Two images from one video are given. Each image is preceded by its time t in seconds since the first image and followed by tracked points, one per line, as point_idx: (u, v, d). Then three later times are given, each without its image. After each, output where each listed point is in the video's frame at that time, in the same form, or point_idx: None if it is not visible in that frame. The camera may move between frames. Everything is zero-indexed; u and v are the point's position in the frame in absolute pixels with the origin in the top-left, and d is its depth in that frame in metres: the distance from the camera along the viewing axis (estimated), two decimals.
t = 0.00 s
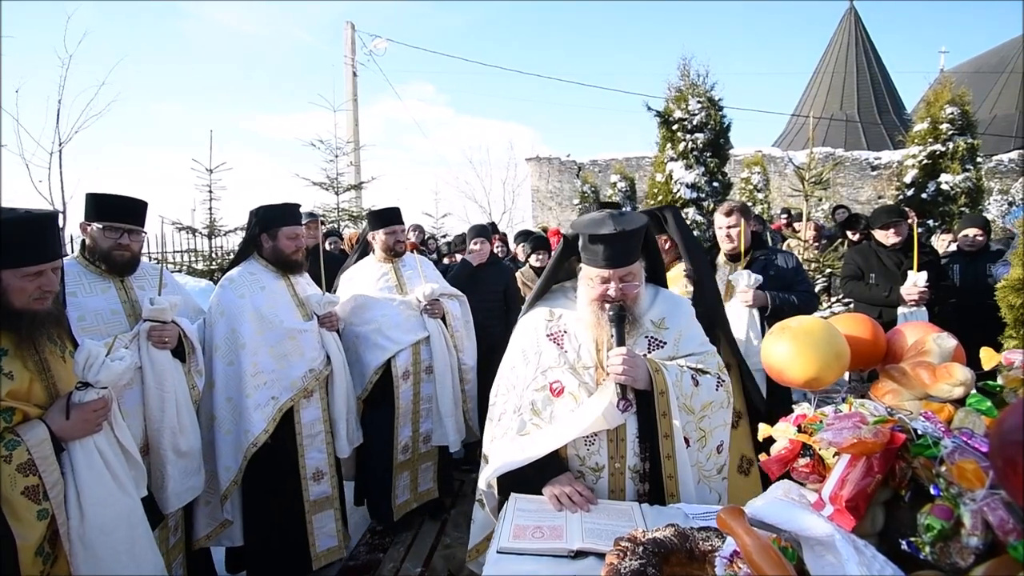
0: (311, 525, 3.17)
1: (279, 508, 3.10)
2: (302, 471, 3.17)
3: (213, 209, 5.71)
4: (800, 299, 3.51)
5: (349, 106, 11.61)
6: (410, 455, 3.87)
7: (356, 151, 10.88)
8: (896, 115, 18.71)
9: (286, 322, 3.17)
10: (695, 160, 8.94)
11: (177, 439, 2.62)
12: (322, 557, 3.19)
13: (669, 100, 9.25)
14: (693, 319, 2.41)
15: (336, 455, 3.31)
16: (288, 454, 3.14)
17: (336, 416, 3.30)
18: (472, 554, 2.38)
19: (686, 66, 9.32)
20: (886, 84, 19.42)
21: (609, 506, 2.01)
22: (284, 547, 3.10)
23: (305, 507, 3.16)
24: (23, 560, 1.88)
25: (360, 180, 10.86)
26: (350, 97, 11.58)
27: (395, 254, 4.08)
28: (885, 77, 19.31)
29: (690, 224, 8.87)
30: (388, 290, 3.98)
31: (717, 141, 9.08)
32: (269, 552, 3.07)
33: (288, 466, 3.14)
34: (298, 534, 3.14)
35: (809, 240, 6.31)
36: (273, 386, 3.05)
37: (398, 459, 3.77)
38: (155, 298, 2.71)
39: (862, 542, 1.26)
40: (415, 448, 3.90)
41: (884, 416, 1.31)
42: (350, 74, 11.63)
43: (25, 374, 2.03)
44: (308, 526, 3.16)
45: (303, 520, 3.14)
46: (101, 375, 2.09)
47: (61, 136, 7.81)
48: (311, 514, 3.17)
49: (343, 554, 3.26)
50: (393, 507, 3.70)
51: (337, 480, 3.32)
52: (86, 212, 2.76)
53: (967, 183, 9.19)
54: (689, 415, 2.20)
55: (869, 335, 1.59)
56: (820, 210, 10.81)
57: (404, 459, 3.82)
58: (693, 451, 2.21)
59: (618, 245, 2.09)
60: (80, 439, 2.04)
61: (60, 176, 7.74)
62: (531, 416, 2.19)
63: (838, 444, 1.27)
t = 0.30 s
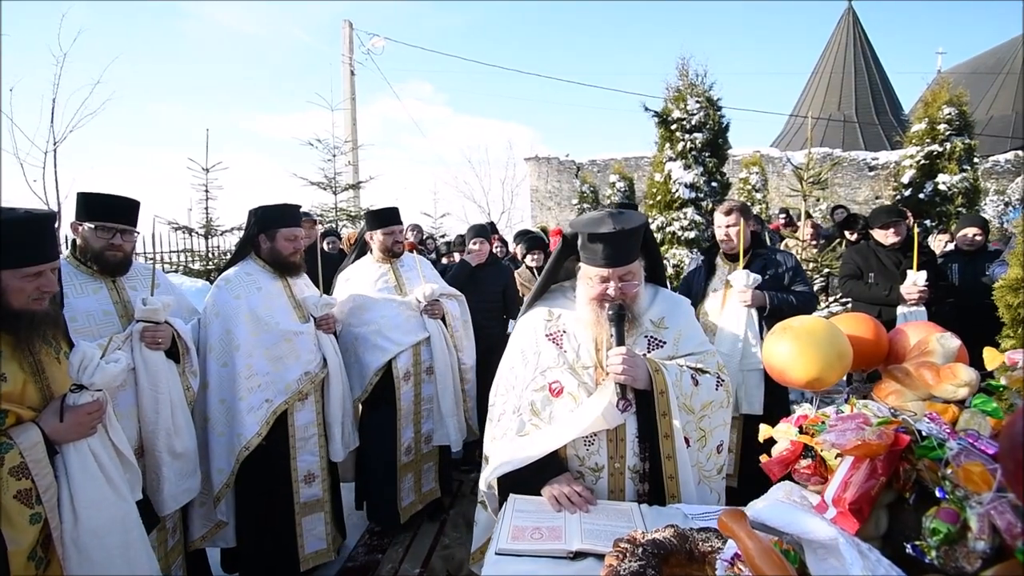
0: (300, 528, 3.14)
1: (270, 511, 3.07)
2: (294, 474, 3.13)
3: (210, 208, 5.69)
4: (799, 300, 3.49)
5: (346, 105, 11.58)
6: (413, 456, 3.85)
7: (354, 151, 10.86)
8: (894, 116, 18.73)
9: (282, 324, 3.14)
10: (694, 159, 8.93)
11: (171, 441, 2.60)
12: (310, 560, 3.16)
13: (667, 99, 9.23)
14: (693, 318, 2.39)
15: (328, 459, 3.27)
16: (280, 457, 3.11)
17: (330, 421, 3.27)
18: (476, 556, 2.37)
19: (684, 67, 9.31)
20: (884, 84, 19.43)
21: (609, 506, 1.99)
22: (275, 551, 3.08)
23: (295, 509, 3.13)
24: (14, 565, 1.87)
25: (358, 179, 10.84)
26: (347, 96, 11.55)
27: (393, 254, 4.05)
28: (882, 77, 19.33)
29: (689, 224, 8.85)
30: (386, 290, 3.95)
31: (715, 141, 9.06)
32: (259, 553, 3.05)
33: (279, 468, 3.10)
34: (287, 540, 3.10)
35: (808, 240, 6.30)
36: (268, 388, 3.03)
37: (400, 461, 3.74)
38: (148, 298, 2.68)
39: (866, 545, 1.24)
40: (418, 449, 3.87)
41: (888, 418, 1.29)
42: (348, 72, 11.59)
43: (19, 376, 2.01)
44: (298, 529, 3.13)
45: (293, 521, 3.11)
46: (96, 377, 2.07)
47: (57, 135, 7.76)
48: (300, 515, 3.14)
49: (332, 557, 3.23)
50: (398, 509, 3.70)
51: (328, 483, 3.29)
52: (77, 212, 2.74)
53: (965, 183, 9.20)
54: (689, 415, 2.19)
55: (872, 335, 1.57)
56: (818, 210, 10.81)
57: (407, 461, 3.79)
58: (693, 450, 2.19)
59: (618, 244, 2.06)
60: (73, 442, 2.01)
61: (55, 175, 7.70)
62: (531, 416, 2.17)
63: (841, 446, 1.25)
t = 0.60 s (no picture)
0: (295, 530, 3.12)
1: (264, 513, 3.06)
2: (290, 475, 3.12)
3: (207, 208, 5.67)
4: (797, 298, 3.49)
5: (344, 105, 11.55)
6: (413, 457, 3.83)
7: (351, 150, 10.83)
8: (891, 115, 18.74)
9: (277, 324, 3.13)
10: (691, 158, 8.91)
11: (167, 442, 2.58)
12: (306, 563, 3.14)
13: (665, 98, 9.23)
14: (690, 317, 2.38)
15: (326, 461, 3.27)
16: (275, 458, 3.09)
17: (326, 421, 3.25)
18: (474, 556, 2.35)
19: (682, 66, 9.30)
20: (881, 83, 19.44)
21: (606, 506, 1.98)
22: (269, 552, 3.06)
23: (291, 512, 3.12)
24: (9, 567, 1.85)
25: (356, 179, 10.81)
26: (345, 95, 11.53)
27: (392, 254, 4.03)
28: (879, 76, 19.35)
29: (687, 223, 8.84)
30: (385, 290, 3.94)
31: (713, 140, 9.06)
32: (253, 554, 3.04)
33: (273, 469, 3.09)
34: (281, 543, 3.09)
35: (805, 238, 6.31)
36: (263, 389, 3.01)
37: (400, 462, 3.73)
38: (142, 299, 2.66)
39: (864, 546, 1.23)
40: (418, 450, 3.86)
41: (886, 417, 1.28)
42: (345, 71, 11.56)
43: (14, 377, 2.00)
44: (294, 532, 3.12)
45: (288, 523, 3.10)
46: (92, 378, 2.05)
47: (52, 135, 7.71)
48: (296, 518, 3.13)
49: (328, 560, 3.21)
50: (400, 512, 3.68)
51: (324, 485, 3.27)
52: (71, 212, 2.72)
53: (962, 182, 9.20)
54: (686, 414, 2.17)
55: (869, 333, 1.56)
56: (816, 209, 10.81)
57: (407, 462, 3.78)
58: (689, 449, 2.18)
59: (616, 243, 2.05)
60: (68, 443, 1.99)
61: (51, 175, 7.65)
62: (528, 416, 2.15)
63: (838, 446, 1.24)
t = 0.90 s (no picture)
0: (299, 530, 3.12)
1: (264, 512, 3.04)
2: (290, 474, 3.11)
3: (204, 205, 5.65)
4: (795, 294, 3.48)
5: (341, 102, 11.51)
6: (411, 454, 3.82)
7: (348, 148, 10.80)
8: (889, 110, 18.73)
9: (274, 322, 3.11)
10: (689, 155, 8.90)
11: (164, 441, 2.56)
12: (310, 561, 3.15)
13: (663, 94, 9.21)
14: (687, 313, 2.37)
15: (326, 459, 3.26)
16: (274, 458, 3.09)
17: (324, 421, 3.25)
18: (471, 552, 2.34)
19: (679, 62, 9.28)
20: (878, 78, 19.43)
21: (604, 502, 1.97)
22: (268, 551, 3.04)
23: (293, 512, 3.11)
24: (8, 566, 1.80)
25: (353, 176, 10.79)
26: (341, 92, 11.48)
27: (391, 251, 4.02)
28: (877, 71, 19.33)
29: (684, 219, 8.82)
30: (384, 288, 3.91)
31: (711, 136, 9.04)
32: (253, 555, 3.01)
33: (271, 468, 3.07)
34: (279, 542, 3.07)
35: (802, 234, 6.30)
36: (260, 388, 3.00)
37: (400, 460, 3.72)
38: (139, 297, 2.65)
39: (858, 543, 1.22)
40: (416, 447, 3.86)
41: (880, 413, 1.28)
42: (342, 68, 11.52)
43: (11, 375, 1.98)
44: (296, 531, 3.11)
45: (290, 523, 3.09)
46: (88, 377, 2.00)
47: (47, 133, 7.66)
48: (298, 518, 3.12)
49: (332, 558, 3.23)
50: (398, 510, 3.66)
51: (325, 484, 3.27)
52: (68, 210, 2.70)
53: (959, 177, 9.20)
54: (683, 410, 2.16)
55: (865, 329, 1.55)
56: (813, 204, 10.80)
57: (406, 459, 3.77)
58: (686, 445, 2.17)
59: (612, 239, 2.03)
60: (65, 442, 1.98)
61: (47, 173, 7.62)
62: (525, 412, 2.14)
63: (833, 442, 1.24)
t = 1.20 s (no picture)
0: (300, 529, 3.11)
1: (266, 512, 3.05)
2: (290, 475, 3.10)
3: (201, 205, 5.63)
4: (792, 292, 3.48)
5: (338, 101, 11.48)
6: (410, 452, 3.82)
7: (345, 146, 10.79)
8: (886, 108, 18.74)
9: (273, 322, 3.11)
10: (686, 153, 8.89)
11: (162, 440, 2.56)
12: (313, 560, 3.14)
13: (660, 93, 9.20)
14: (684, 311, 2.37)
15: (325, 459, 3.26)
16: (275, 459, 3.09)
17: (324, 419, 3.25)
18: (467, 551, 2.34)
19: (676, 60, 9.27)
20: (875, 76, 19.45)
21: (600, 501, 1.97)
22: (267, 551, 3.04)
23: (294, 511, 3.09)
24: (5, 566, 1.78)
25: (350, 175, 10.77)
26: (338, 92, 11.46)
27: (393, 250, 4.01)
28: (874, 69, 19.35)
29: (682, 218, 8.82)
30: (386, 285, 3.89)
31: (708, 134, 9.04)
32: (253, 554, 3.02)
33: (271, 468, 3.07)
34: (280, 541, 3.07)
35: (800, 232, 6.31)
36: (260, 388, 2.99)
37: (399, 457, 3.72)
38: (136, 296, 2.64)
39: (851, 541, 1.23)
40: (416, 445, 3.86)
41: (873, 411, 1.28)
42: (339, 67, 11.50)
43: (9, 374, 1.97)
44: (297, 530, 3.10)
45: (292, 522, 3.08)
46: (87, 376, 2.00)
47: (43, 132, 7.63)
48: (300, 517, 3.11)
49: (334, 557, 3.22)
50: (395, 507, 3.65)
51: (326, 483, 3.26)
52: (66, 210, 2.69)
53: (956, 175, 9.21)
54: (680, 408, 2.17)
55: (859, 327, 1.56)
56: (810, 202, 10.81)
57: (405, 457, 3.77)
58: (683, 443, 2.17)
59: (608, 237, 2.03)
60: (63, 443, 1.98)
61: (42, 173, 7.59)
62: (523, 411, 2.14)
63: (826, 440, 1.24)
